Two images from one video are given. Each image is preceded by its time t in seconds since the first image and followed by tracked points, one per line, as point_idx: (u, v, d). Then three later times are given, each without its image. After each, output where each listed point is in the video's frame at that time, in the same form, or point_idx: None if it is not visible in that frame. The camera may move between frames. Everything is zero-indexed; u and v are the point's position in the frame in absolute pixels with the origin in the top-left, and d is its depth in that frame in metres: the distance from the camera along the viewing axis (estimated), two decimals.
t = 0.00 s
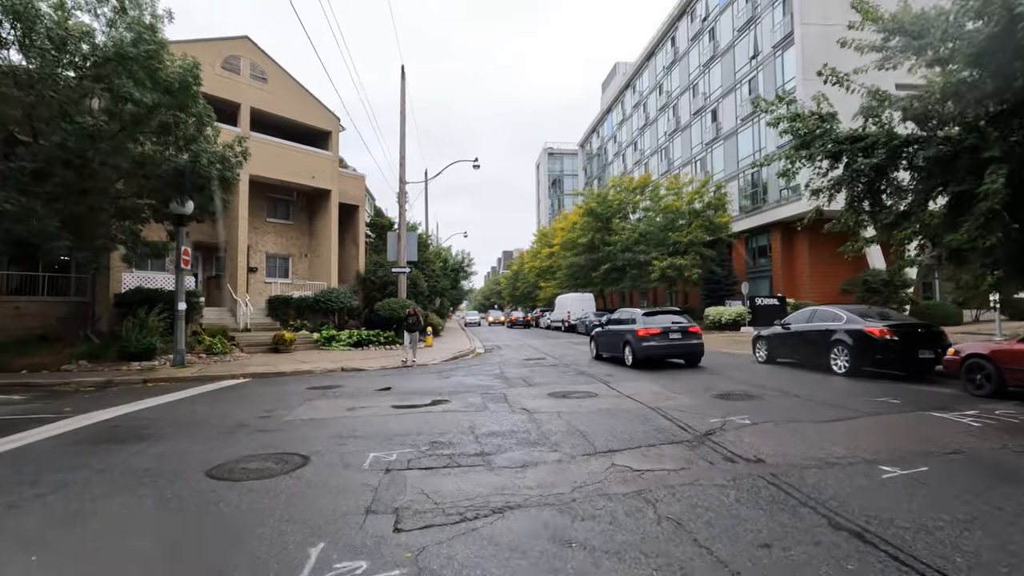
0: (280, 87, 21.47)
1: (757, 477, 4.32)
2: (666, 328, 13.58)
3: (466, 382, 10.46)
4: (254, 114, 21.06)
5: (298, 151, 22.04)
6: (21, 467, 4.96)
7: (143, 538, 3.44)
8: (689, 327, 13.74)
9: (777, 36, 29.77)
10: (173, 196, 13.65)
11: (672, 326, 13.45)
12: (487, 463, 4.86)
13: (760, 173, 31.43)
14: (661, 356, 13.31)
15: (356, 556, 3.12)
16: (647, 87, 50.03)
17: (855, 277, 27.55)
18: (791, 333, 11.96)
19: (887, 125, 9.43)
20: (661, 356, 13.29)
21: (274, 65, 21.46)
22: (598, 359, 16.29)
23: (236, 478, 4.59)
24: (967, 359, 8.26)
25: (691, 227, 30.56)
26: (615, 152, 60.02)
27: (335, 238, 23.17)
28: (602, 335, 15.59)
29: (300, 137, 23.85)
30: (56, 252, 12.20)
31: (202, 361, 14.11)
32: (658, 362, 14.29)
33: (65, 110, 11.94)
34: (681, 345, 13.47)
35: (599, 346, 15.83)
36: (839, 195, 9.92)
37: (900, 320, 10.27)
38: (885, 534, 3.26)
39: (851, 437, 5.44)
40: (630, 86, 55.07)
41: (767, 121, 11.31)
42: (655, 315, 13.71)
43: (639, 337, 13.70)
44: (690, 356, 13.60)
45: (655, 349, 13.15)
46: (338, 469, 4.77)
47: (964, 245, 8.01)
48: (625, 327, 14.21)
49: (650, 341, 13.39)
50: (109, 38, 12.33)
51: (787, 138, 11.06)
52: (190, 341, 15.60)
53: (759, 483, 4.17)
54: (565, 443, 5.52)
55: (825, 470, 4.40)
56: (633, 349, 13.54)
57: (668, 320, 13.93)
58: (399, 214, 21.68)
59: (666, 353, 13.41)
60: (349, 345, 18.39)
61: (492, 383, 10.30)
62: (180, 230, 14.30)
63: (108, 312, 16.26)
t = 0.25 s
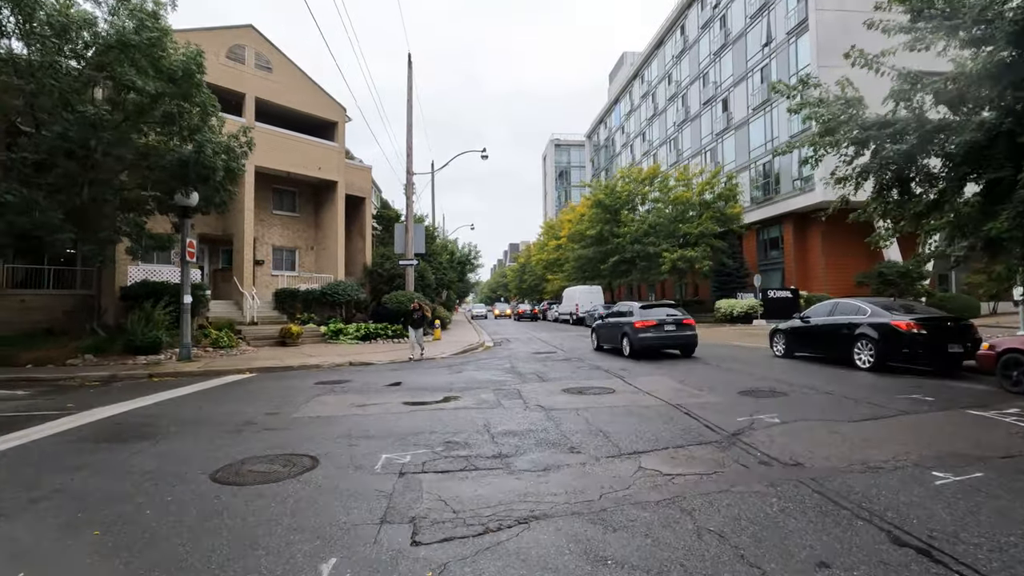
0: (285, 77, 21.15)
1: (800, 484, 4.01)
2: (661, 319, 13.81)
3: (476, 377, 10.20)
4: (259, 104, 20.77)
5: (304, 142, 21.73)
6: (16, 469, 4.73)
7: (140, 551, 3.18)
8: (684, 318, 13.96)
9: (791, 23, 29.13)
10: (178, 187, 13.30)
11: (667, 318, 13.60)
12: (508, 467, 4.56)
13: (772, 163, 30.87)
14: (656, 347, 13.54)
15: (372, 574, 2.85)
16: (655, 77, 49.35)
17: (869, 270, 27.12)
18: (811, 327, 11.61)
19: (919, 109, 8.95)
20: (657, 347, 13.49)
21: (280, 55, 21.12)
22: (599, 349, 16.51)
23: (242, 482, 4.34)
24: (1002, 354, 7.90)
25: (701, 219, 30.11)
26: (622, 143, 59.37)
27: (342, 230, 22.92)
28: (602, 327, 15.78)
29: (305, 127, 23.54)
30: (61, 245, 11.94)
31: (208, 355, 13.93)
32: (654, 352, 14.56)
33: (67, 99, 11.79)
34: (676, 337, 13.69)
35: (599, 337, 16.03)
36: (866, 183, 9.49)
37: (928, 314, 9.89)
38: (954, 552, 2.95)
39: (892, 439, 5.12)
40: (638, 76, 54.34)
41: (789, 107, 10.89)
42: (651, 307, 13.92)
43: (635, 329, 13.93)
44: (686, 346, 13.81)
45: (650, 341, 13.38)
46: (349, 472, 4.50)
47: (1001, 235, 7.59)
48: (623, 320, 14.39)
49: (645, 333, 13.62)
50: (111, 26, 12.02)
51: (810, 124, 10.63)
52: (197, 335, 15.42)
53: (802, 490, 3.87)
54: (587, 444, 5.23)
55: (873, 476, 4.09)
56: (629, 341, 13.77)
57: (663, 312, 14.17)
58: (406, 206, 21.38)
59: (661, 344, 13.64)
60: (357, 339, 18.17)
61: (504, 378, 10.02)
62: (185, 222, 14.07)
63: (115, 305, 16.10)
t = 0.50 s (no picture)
0: (283, 71, 20.80)
1: (843, 491, 3.70)
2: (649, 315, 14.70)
3: (482, 375, 9.90)
4: (257, 98, 20.41)
5: (303, 137, 21.39)
6: None
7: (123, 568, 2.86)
8: (670, 314, 14.89)
9: (795, 17, 28.84)
10: (173, 180, 12.97)
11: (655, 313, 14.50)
12: (523, 472, 4.25)
13: (776, 159, 30.58)
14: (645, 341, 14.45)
15: None
16: (656, 73, 49.03)
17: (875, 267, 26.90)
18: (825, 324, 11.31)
19: (941, 97, 8.63)
20: (646, 341, 14.40)
21: (278, 48, 20.76)
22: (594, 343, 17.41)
23: (238, 490, 4.02)
24: None
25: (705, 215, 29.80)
26: (623, 140, 59.08)
27: (342, 226, 22.59)
28: (595, 324, 16.61)
29: (304, 122, 23.19)
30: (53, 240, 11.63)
31: (205, 353, 13.59)
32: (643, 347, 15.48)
33: (58, 89, 11.42)
34: (664, 332, 14.60)
35: (593, 334, 16.86)
36: (885, 175, 9.17)
37: (948, 310, 9.59)
38: None
39: (930, 441, 4.82)
40: (639, 73, 54.03)
41: (802, 98, 10.57)
42: (640, 304, 14.85)
43: (625, 325, 14.85)
44: (672, 340, 14.77)
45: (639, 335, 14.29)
46: (354, 479, 4.18)
47: None
48: (613, 316, 15.34)
49: (634, 328, 14.53)
50: (105, 14, 11.77)
51: (824, 115, 10.31)
52: (194, 333, 15.09)
53: (847, 498, 3.56)
54: (606, 446, 4.92)
55: (920, 481, 3.78)
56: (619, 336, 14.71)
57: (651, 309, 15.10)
58: (407, 201, 21.04)
59: (650, 338, 14.55)
60: (357, 336, 17.86)
61: (510, 376, 9.71)
62: (181, 217, 13.73)
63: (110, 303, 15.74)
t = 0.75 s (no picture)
0: (279, 68, 20.51)
1: (877, 507, 3.43)
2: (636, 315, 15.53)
3: (482, 378, 9.62)
4: (253, 96, 20.11)
5: (299, 135, 21.08)
6: None
7: None
8: (656, 314, 15.73)
9: (796, 15, 28.67)
10: (165, 178, 12.68)
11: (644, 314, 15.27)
12: (531, 485, 3.97)
13: (776, 158, 30.38)
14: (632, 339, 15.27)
15: None
16: (655, 73, 48.85)
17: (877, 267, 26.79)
18: (832, 324, 11.07)
19: (955, 91, 8.39)
20: (633, 340, 15.17)
21: (273, 45, 20.47)
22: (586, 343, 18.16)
23: (223, 505, 3.73)
24: None
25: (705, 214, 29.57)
26: (621, 140, 58.89)
27: (338, 225, 22.29)
28: (587, 323, 17.39)
29: (300, 120, 22.89)
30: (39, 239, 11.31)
31: (198, 355, 13.29)
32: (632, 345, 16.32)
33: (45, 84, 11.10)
34: (650, 330, 15.39)
35: (586, 333, 17.65)
36: (897, 172, 8.92)
37: (960, 310, 9.35)
38: None
39: (958, 448, 4.57)
40: (637, 72, 53.86)
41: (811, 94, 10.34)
42: (628, 304, 15.61)
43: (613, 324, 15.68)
44: (658, 339, 15.54)
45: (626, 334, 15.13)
46: (349, 493, 3.90)
47: None
48: (603, 316, 16.11)
49: (622, 327, 15.37)
50: (95, 8, 11.47)
51: (834, 111, 10.06)
52: (187, 334, 14.77)
53: (883, 515, 3.29)
54: (616, 455, 4.64)
55: (959, 496, 3.51)
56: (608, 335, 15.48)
57: (638, 309, 15.93)
58: (405, 200, 20.76)
59: (637, 337, 15.37)
60: (354, 337, 17.57)
61: (511, 379, 9.43)
62: (173, 216, 13.42)
63: (101, 304, 15.41)
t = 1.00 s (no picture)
0: (268, 62, 20.04)
1: (915, 521, 3.11)
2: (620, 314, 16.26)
3: (477, 380, 9.27)
4: (241, 90, 19.65)
5: (288, 131, 20.63)
6: None
7: None
8: (639, 313, 16.47)
9: (792, 13, 28.50)
10: (148, 173, 12.25)
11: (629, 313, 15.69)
12: (532, 497, 3.62)
13: (773, 157, 30.20)
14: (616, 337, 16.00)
15: None
16: (650, 72, 48.64)
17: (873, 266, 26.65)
18: (836, 323, 10.81)
19: (966, 82, 8.16)
20: (617, 336, 15.92)
21: (263, 38, 20.00)
22: (576, 341, 18.88)
23: (192, 522, 3.37)
24: None
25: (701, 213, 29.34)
26: (615, 139, 58.66)
27: (329, 224, 21.85)
28: (575, 322, 18.10)
29: (290, 116, 22.43)
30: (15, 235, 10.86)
31: (183, 356, 12.85)
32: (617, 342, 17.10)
33: (20, 74, 10.60)
34: (633, 329, 16.17)
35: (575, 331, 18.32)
36: (906, 165, 8.66)
37: (969, 308, 9.10)
38: None
39: (987, 454, 4.26)
40: (632, 71, 53.63)
41: (815, 85, 10.06)
42: (612, 303, 16.38)
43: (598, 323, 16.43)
44: (641, 336, 16.29)
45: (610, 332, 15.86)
46: (332, 507, 3.55)
47: None
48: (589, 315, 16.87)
49: (606, 326, 16.11)
50: None
51: (838, 103, 9.79)
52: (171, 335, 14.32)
53: (925, 531, 2.96)
54: (622, 463, 4.31)
55: (1004, 509, 3.20)
56: (593, 332, 16.26)
57: (622, 308, 16.69)
58: (397, 198, 20.34)
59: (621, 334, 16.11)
60: (345, 338, 17.17)
61: (507, 380, 9.08)
62: (156, 212, 13.00)
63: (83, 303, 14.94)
